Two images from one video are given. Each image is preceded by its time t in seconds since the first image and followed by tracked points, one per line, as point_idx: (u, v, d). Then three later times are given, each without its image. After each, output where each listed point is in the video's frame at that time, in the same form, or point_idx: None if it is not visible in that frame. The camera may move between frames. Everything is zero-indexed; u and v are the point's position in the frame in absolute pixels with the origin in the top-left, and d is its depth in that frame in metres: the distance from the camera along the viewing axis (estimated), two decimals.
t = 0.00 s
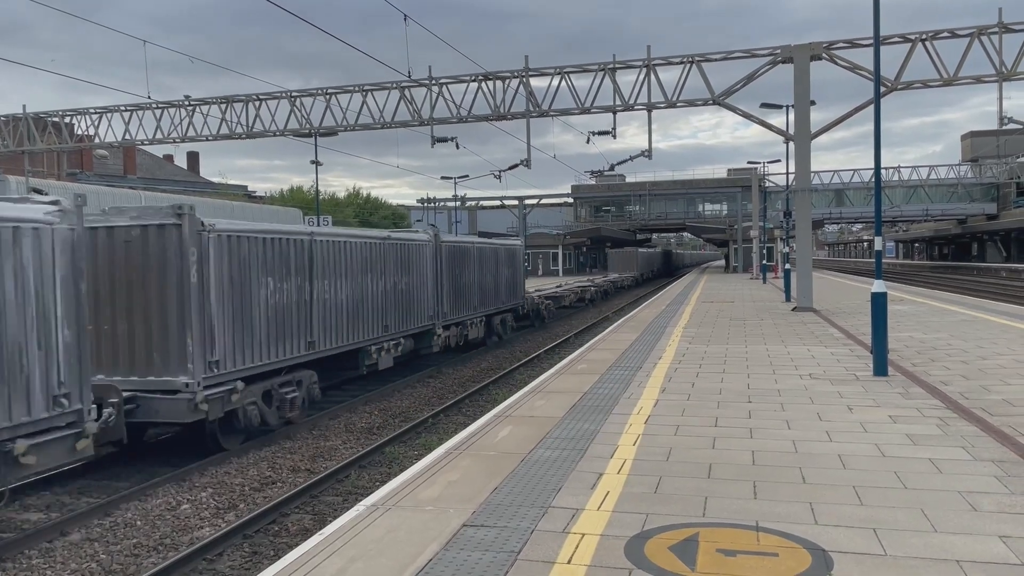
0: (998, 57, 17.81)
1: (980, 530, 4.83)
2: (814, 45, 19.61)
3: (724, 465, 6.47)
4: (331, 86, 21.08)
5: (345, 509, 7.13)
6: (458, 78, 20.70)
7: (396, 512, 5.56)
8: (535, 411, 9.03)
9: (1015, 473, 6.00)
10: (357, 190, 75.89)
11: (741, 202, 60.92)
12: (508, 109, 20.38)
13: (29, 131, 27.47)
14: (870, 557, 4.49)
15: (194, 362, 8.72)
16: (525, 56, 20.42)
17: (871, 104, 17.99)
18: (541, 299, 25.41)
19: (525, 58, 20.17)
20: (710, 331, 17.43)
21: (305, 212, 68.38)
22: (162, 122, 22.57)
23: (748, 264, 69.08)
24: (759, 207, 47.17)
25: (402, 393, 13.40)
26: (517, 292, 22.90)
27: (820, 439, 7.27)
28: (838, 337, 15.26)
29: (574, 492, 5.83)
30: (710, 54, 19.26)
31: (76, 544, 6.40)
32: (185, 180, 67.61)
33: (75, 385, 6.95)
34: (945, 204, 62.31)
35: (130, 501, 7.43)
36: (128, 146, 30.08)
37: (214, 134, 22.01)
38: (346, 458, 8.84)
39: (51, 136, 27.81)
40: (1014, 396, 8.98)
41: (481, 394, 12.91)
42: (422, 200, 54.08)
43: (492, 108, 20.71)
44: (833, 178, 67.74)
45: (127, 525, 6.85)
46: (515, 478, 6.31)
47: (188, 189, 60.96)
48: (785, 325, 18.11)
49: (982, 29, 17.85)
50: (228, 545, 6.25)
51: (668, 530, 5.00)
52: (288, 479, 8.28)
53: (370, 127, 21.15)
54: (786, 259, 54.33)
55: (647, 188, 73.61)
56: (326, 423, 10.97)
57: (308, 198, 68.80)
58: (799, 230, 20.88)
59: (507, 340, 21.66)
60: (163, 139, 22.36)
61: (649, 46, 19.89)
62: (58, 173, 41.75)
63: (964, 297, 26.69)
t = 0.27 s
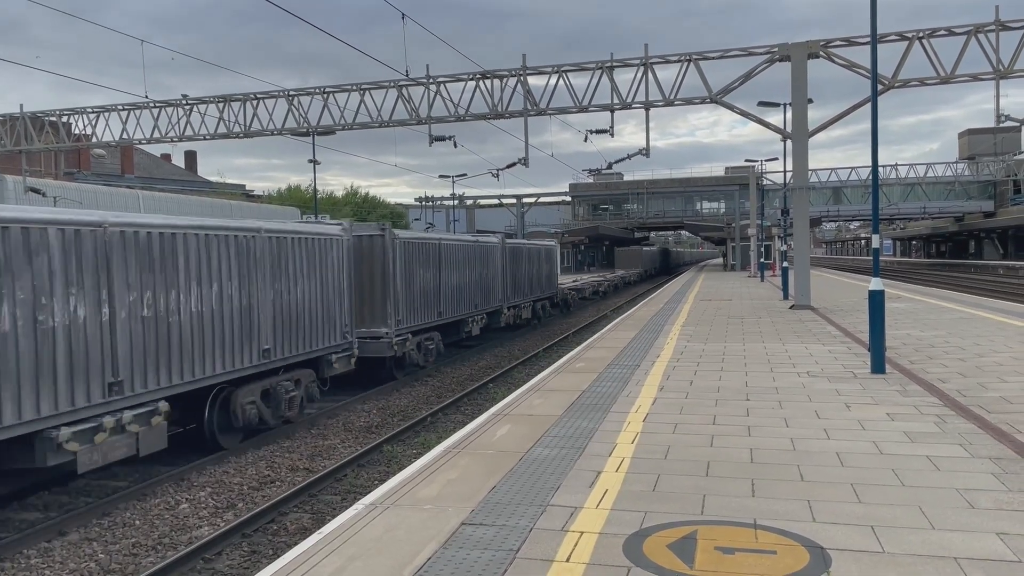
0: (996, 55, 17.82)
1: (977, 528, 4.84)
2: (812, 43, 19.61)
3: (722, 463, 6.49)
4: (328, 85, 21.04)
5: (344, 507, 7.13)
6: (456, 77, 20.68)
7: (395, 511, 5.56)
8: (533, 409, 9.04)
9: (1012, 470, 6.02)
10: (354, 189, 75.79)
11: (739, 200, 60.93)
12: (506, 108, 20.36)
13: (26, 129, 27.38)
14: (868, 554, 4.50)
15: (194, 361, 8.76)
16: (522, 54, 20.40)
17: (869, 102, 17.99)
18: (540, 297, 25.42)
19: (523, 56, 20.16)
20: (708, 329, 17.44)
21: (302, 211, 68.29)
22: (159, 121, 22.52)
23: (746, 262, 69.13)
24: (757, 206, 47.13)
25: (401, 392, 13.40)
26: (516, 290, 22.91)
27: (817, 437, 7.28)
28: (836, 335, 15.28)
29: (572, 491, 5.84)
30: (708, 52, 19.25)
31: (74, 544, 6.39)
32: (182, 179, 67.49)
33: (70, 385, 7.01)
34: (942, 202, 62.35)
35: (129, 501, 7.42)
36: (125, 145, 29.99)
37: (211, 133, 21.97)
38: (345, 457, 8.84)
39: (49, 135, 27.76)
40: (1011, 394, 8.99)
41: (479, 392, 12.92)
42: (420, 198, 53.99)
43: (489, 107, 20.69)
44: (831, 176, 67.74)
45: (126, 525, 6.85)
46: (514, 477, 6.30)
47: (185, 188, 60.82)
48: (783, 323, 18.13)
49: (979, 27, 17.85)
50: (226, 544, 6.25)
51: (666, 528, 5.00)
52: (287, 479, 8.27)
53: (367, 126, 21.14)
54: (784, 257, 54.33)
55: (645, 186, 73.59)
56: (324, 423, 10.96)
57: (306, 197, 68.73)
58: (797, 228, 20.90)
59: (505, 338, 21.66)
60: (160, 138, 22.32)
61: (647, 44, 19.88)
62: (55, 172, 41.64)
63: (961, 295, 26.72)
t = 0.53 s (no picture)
0: (993, 53, 17.84)
1: (976, 525, 4.85)
2: (810, 41, 19.63)
3: (721, 461, 6.49)
4: (326, 84, 21.02)
5: (343, 507, 7.13)
6: (454, 75, 20.67)
7: (394, 510, 5.56)
8: (532, 408, 9.04)
9: (1010, 468, 6.03)
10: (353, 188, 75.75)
11: (737, 199, 60.98)
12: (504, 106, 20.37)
13: (23, 129, 27.33)
14: (866, 552, 4.50)
15: (202, 361, 8.84)
16: (520, 53, 20.40)
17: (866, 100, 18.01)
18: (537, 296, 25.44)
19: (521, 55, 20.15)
20: (706, 327, 17.44)
21: (301, 210, 68.25)
22: (156, 120, 22.48)
23: (744, 261, 69.16)
24: (755, 205, 47.13)
25: (399, 391, 13.42)
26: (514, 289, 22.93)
27: (816, 435, 7.29)
28: (834, 333, 15.29)
29: (571, 489, 5.84)
30: (705, 50, 19.27)
31: (72, 544, 6.38)
32: (181, 179, 67.41)
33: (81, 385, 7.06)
34: (940, 200, 62.39)
35: (128, 500, 7.41)
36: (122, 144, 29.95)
37: (209, 132, 21.94)
38: (344, 456, 8.84)
39: (46, 134, 27.72)
40: (1009, 391, 9.01)
41: (478, 391, 12.92)
42: (418, 197, 53.94)
43: (487, 105, 20.68)
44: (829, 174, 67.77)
45: (124, 524, 6.84)
46: (513, 476, 6.31)
47: (183, 187, 60.74)
48: (782, 321, 18.14)
49: (977, 25, 17.88)
50: (225, 544, 6.24)
51: (665, 526, 5.00)
52: (285, 478, 8.26)
53: (365, 125, 21.13)
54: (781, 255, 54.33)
55: (644, 184, 73.60)
56: (322, 422, 10.95)
57: (304, 196, 68.69)
58: (795, 226, 20.91)
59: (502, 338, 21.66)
60: (157, 137, 22.29)
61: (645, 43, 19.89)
62: (52, 171, 41.56)
63: (960, 292, 26.74)
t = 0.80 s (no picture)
0: (992, 51, 17.85)
1: (974, 522, 4.85)
2: (808, 39, 19.64)
3: (720, 459, 6.49)
4: (325, 83, 21.03)
5: (342, 506, 7.13)
6: (452, 74, 20.67)
7: (393, 509, 5.55)
8: (531, 407, 9.03)
9: (1009, 465, 6.03)
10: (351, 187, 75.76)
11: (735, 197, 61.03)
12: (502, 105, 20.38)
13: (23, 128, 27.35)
14: (865, 550, 4.50)
15: (201, 360, 8.79)
16: (518, 52, 20.41)
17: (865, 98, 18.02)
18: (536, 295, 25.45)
19: (519, 53, 20.16)
20: (705, 326, 17.45)
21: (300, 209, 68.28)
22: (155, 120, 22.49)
23: (743, 259, 69.19)
24: (753, 204, 47.18)
25: (399, 390, 13.41)
26: (512, 288, 22.95)
27: (815, 433, 7.29)
28: (833, 331, 15.31)
29: (570, 488, 5.84)
30: (704, 49, 19.28)
31: (71, 544, 6.38)
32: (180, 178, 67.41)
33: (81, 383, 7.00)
34: (939, 198, 62.41)
35: (126, 500, 7.40)
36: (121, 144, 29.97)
37: (207, 131, 21.95)
38: (343, 455, 8.84)
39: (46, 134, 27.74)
40: (1008, 389, 9.01)
41: (477, 390, 12.92)
42: (417, 196, 53.93)
43: (486, 104, 20.68)
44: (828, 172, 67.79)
45: (123, 524, 6.83)
46: (512, 475, 6.30)
47: (182, 186, 60.73)
48: (781, 320, 18.14)
49: (975, 23, 17.88)
50: (224, 543, 6.25)
51: (663, 525, 5.00)
52: (284, 478, 8.25)
53: (364, 124, 21.14)
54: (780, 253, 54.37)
55: (642, 183, 73.65)
56: (321, 421, 10.93)
57: (303, 195, 68.72)
58: (794, 224, 20.92)
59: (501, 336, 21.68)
60: (156, 137, 22.30)
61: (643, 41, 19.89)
62: (52, 171, 41.56)
63: (958, 290, 26.76)
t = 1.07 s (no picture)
0: (991, 49, 17.86)
1: (973, 521, 4.86)
2: (807, 38, 19.65)
3: (719, 458, 6.50)
4: (324, 82, 21.00)
5: (341, 505, 7.13)
6: (451, 73, 20.65)
7: (392, 509, 5.55)
8: (531, 406, 9.03)
9: (1008, 463, 6.04)
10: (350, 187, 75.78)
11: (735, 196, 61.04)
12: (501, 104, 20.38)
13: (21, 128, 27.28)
14: (865, 548, 4.50)
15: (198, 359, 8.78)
16: (517, 51, 20.40)
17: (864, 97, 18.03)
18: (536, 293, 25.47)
19: (518, 52, 20.16)
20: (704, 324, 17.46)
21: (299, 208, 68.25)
22: (154, 120, 22.44)
23: (742, 258, 69.24)
24: (752, 203, 47.23)
25: (399, 389, 13.44)
26: (513, 286, 22.95)
27: (814, 432, 7.30)
28: (831, 330, 15.32)
29: (570, 487, 5.84)
30: (703, 47, 19.28)
31: (71, 544, 6.38)
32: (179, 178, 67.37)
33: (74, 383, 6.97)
34: (938, 196, 62.48)
35: (126, 500, 7.40)
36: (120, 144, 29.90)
37: (206, 131, 21.92)
38: (342, 455, 8.85)
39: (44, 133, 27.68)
40: (1007, 387, 9.03)
41: (477, 389, 12.93)
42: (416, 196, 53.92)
43: (484, 103, 20.67)
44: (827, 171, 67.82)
45: (123, 524, 6.83)
46: (512, 474, 6.30)
47: (181, 186, 60.70)
48: (780, 318, 18.16)
49: (974, 21, 17.88)
50: (224, 543, 6.25)
51: (662, 524, 5.01)
52: (284, 477, 8.26)
53: (363, 124, 21.13)
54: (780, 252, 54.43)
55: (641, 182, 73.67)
56: (321, 421, 10.94)
57: (302, 195, 68.70)
58: (793, 222, 20.93)
59: (502, 335, 21.68)
60: (155, 137, 22.26)
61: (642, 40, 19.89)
62: (51, 171, 41.54)
63: (957, 289, 26.80)
